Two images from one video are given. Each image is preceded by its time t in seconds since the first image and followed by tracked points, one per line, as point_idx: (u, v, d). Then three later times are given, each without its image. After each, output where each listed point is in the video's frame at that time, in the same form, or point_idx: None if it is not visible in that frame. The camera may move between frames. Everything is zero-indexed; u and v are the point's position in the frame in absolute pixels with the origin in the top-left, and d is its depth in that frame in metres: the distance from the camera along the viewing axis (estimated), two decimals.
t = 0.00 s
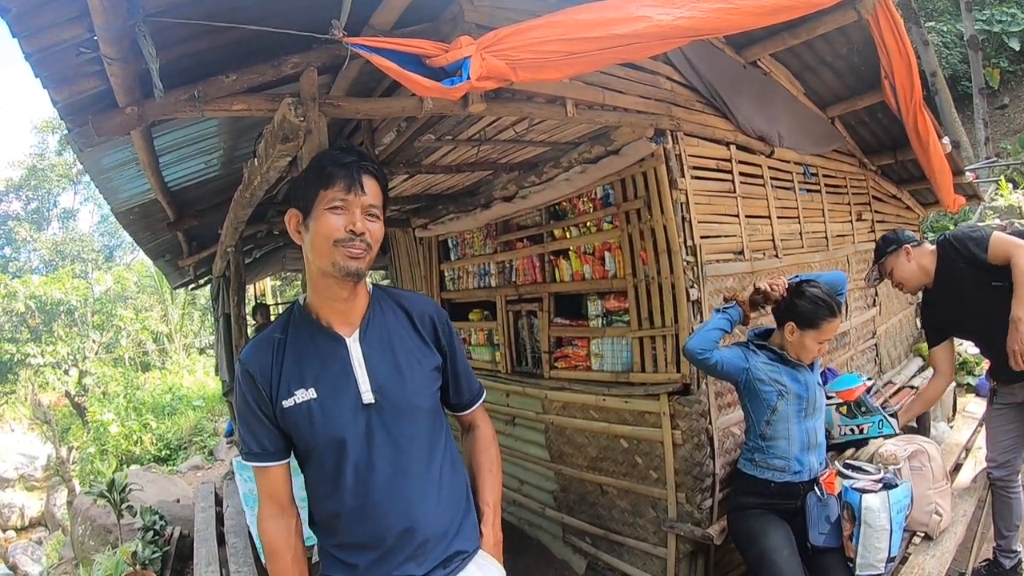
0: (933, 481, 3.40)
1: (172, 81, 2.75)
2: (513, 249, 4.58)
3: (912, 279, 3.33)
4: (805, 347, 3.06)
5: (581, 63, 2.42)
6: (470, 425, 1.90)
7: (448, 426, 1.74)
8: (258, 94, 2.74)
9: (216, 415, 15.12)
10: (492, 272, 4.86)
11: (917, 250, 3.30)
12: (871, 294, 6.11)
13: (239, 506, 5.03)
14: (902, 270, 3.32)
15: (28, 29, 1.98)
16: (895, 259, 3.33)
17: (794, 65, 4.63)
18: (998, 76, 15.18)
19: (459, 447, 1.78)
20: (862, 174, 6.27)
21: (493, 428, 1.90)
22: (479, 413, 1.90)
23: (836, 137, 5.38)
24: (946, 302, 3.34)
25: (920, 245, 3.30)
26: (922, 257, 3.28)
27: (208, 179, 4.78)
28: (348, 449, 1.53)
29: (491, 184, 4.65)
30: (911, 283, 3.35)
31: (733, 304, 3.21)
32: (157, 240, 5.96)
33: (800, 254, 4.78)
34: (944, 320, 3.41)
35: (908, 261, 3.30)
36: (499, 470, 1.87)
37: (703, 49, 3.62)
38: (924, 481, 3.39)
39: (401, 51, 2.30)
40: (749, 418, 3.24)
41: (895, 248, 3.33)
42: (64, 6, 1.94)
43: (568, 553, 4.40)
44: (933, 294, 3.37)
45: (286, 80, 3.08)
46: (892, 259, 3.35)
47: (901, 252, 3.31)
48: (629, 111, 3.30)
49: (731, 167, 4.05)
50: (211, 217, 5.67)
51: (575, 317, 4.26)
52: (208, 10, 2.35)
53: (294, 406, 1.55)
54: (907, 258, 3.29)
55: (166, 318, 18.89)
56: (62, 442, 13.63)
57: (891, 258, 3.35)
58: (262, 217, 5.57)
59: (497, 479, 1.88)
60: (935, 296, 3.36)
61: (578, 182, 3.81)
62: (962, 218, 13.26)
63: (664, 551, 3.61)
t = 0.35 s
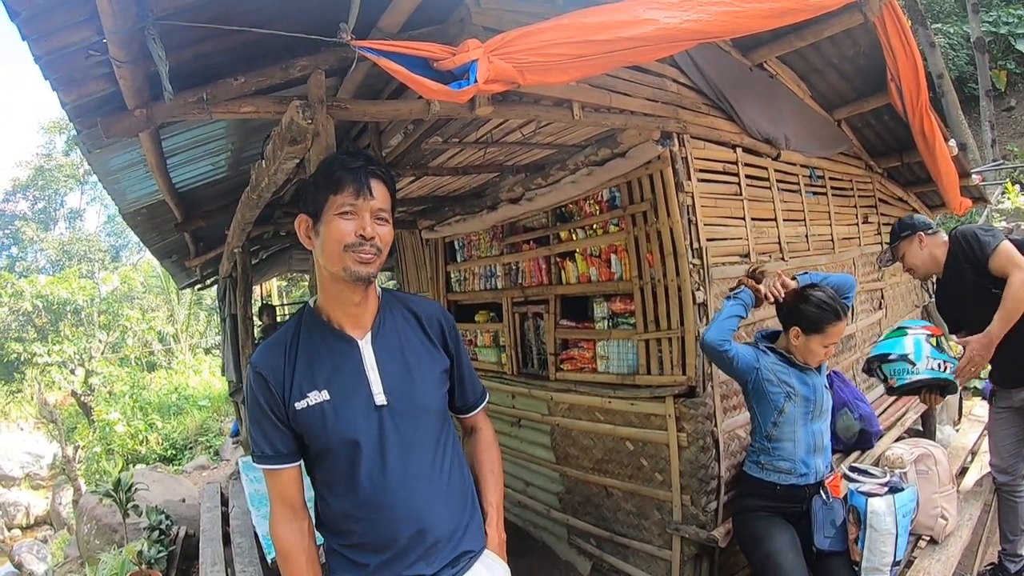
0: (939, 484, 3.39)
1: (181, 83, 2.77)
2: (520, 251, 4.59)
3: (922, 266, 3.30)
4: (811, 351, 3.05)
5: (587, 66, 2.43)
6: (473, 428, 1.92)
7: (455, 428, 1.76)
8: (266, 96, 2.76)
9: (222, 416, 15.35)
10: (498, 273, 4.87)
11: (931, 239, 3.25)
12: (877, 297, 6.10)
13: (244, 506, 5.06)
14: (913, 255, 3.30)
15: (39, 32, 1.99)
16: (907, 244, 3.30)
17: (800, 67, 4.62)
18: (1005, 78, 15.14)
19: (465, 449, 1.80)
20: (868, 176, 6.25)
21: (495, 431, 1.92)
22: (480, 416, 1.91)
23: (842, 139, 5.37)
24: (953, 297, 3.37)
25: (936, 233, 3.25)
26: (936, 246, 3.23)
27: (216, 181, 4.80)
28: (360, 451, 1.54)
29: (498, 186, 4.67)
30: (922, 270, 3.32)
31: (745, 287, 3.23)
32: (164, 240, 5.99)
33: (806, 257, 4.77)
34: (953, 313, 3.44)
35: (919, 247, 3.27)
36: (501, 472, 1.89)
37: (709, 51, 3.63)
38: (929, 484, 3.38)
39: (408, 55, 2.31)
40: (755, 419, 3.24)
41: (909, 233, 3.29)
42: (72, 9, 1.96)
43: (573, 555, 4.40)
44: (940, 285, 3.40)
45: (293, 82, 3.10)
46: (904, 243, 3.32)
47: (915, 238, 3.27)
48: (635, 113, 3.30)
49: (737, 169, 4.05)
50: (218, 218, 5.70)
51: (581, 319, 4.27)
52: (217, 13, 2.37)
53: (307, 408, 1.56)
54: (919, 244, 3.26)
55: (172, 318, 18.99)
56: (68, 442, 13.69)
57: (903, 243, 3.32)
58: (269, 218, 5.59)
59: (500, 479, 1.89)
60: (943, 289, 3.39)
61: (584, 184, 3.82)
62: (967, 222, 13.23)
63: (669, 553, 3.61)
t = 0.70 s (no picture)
0: (943, 485, 3.38)
1: (185, 83, 2.78)
2: (524, 251, 4.59)
3: (936, 253, 3.32)
4: (817, 352, 3.04)
5: (591, 65, 2.43)
6: (479, 427, 1.92)
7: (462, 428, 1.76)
8: (270, 96, 2.77)
9: (226, 415, 15.58)
10: (502, 273, 4.88)
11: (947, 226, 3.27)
12: (881, 297, 6.08)
13: (247, 506, 5.07)
14: (926, 242, 3.32)
15: (42, 31, 2.00)
16: (921, 231, 3.31)
17: (804, 67, 4.61)
18: (1010, 78, 15.08)
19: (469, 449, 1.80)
20: (873, 176, 6.24)
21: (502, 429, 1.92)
22: (488, 415, 1.91)
23: (846, 139, 5.35)
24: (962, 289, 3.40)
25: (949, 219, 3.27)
26: (948, 234, 3.27)
27: (219, 180, 4.81)
28: (368, 450, 1.54)
29: (502, 186, 4.69)
30: (933, 256, 3.36)
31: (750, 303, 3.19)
32: (168, 240, 6.01)
33: (810, 257, 4.76)
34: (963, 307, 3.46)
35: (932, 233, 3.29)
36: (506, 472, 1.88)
37: (712, 51, 3.62)
38: (933, 485, 3.37)
39: (412, 54, 2.31)
40: (760, 419, 3.23)
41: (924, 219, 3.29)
42: (75, 8, 1.97)
43: (576, 555, 4.39)
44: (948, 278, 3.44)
45: (296, 82, 3.10)
46: (917, 228, 3.32)
47: (930, 224, 3.27)
48: (639, 113, 3.30)
49: (741, 168, 4.04)
50: (221, 217, 5.72)
51: (585, 319, 4.27)
52: (220, 13, 2.37)
53: (315, 407, 1.55)
54: (933, 230, 3.28)
55: (176, 319, 19.06)
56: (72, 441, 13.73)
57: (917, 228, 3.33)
58: (272, 218, 5.60)
59: (505, 477, 1.89)
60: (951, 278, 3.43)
61: (588, 184, 3.82)
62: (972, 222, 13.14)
63: (672, 553, 3.61)
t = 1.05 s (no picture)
0: (945, 485, 3.38)
1: (189, 85, 2.79)
2: (526, 251, 4.60)
3: (948, 246, 3.27)
4: (820, 353, 3.05)
5: (592, 66, 2.44)
6: (482, 428, 1.93)
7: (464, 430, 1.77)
8: (273, 98, 2.78)
9: (229, 416, 15.64)
10: (505, 274, 4.89)
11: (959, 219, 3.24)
12: (883, 296, 6.08)
13: (251, 506, 5.08)
14: (937, 234, 3.27)
15: (46, 34, 2.01)
16: (932, 223, 3.27)
17: (806, 67, 4.62)
18: (1013, 77, 15.04)
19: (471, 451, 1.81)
20: (875, 176, 6.23)
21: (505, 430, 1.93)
22: (491, 417, 1.92)
23: (848, 139, 5.35)
24: (971, 287, 3.33)
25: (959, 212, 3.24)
26: (960, 228, 3.23)
27: (223, 182, 4.83)
28: (370, 451, 1.55)
29: (505, 187, 4.73)
30: (943, 250, 3.31)
31: (755, 294, 3.22)
32: (172, 241, 6.04)
33: (812, 257, 4.76)
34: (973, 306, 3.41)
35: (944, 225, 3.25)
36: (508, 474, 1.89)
37: (714, 51, 3.63)
38: (935, 485, 3.37)
39: (414, 56, 2.32)
40: (762, 420, 3.24)
41: (934, 213, 3.25)
42: (80, 11, 1.98)
43: (579, 555, 4.40)
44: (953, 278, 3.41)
45: (299, 84, 3.11)
46: (927, 221, 3.28)
47: (940, 216, 3.24)
48: (641, 113, 3.31)
49: (742, 169, 4.04)
50: (225, 219, 5.74)
51: (588, 319, 4.28)
52: (223, 15, 2.39)
53: (319, 408, 1.57)
54: (944, 222, 3.24)
55: (179, 319, 19.12)
56: (76, 442, 13.77)
57: (927, 222, 3.29)
58: (275, 219, 5.62)
59: (507, 479, 1.89)
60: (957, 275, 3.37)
61: (590, 184, 3.83)
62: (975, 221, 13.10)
63: (675, 553, 3.61)
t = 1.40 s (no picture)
0: (946, 485, 3.38)
1: (191, 87, 2.80)
2: (528, 252, 4.61)
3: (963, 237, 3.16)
4: (823, 353, 3.04)
5: (594, 67, 2.44)
6: (486, 428, 1.93)
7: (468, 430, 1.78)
8: (275, 99, 2.79)
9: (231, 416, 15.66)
10: (506, 274, 4.89)
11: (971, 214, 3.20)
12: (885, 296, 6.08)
13: (253, 506, 5.09)
14: (956, 223, 3.14)
15: (49, 36, 2.02)
16: (951, 211, 3.13)
17: (807, 67, 4.62)
18: (1014, 76, 15.00)
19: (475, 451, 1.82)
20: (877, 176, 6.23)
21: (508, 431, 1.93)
22: (495, 417, 1.92)
23: (850, 138, 5.35)
24: (980, 285, 3.24)
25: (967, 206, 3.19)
26: (974, 222, 3.17)
27: (225, 182, 4.83)
28: (375, 451, 1.56)
29: (507, 188, 4.73)
30: (953, 243, 3.19)
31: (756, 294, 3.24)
32: (174, 242, 6.05)
33: (814, 257, 4.76)
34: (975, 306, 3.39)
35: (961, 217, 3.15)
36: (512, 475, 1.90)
37: (715, 51, 3.63)
38: (937, 484, 3.38)
39: (416, 57, 2.33)
40: (765, 419, 3.24)
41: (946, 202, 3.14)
42: (82, 13, 1.99)
43: (581, 555, 4.40)
44: (952, 279, 3.37)
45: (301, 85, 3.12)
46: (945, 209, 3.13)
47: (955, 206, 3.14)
48: (642, 114, 3.31)
49: (744, 169, 4.05)
50: (227, 219, 5.75)
51: (590, 320, 4.28)
52: (225, 17, 2.40)
53: (324, 409, 1.57)
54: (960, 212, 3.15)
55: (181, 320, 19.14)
56: (78, 442, 13.79)
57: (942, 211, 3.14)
58: (278, 220, 5.62)
59: (510, 480, 1.90)
60: (964, 273, 3.27)
61: (592, 185, 3.83)
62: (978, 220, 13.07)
63: (678, 554, 3.61)
